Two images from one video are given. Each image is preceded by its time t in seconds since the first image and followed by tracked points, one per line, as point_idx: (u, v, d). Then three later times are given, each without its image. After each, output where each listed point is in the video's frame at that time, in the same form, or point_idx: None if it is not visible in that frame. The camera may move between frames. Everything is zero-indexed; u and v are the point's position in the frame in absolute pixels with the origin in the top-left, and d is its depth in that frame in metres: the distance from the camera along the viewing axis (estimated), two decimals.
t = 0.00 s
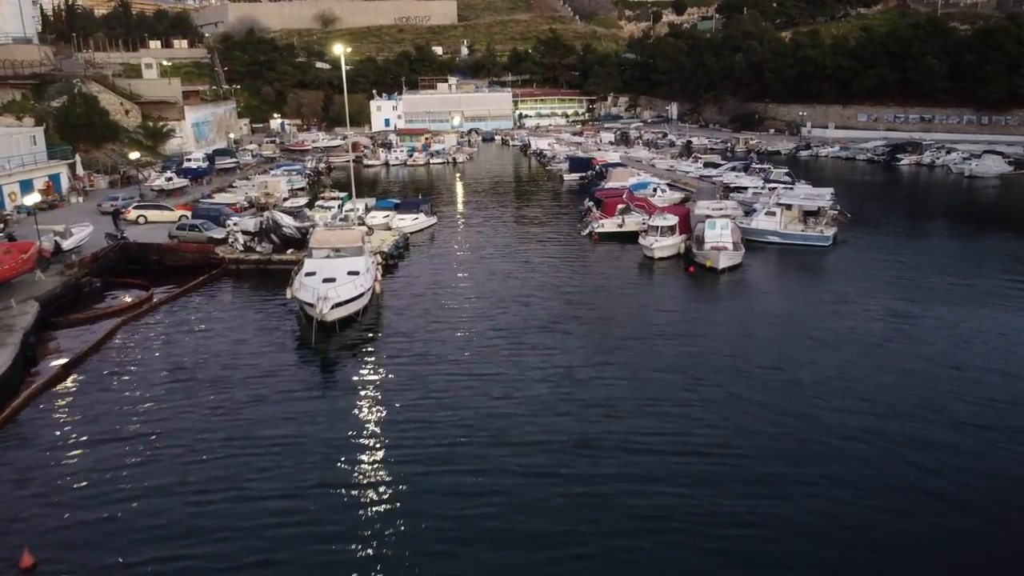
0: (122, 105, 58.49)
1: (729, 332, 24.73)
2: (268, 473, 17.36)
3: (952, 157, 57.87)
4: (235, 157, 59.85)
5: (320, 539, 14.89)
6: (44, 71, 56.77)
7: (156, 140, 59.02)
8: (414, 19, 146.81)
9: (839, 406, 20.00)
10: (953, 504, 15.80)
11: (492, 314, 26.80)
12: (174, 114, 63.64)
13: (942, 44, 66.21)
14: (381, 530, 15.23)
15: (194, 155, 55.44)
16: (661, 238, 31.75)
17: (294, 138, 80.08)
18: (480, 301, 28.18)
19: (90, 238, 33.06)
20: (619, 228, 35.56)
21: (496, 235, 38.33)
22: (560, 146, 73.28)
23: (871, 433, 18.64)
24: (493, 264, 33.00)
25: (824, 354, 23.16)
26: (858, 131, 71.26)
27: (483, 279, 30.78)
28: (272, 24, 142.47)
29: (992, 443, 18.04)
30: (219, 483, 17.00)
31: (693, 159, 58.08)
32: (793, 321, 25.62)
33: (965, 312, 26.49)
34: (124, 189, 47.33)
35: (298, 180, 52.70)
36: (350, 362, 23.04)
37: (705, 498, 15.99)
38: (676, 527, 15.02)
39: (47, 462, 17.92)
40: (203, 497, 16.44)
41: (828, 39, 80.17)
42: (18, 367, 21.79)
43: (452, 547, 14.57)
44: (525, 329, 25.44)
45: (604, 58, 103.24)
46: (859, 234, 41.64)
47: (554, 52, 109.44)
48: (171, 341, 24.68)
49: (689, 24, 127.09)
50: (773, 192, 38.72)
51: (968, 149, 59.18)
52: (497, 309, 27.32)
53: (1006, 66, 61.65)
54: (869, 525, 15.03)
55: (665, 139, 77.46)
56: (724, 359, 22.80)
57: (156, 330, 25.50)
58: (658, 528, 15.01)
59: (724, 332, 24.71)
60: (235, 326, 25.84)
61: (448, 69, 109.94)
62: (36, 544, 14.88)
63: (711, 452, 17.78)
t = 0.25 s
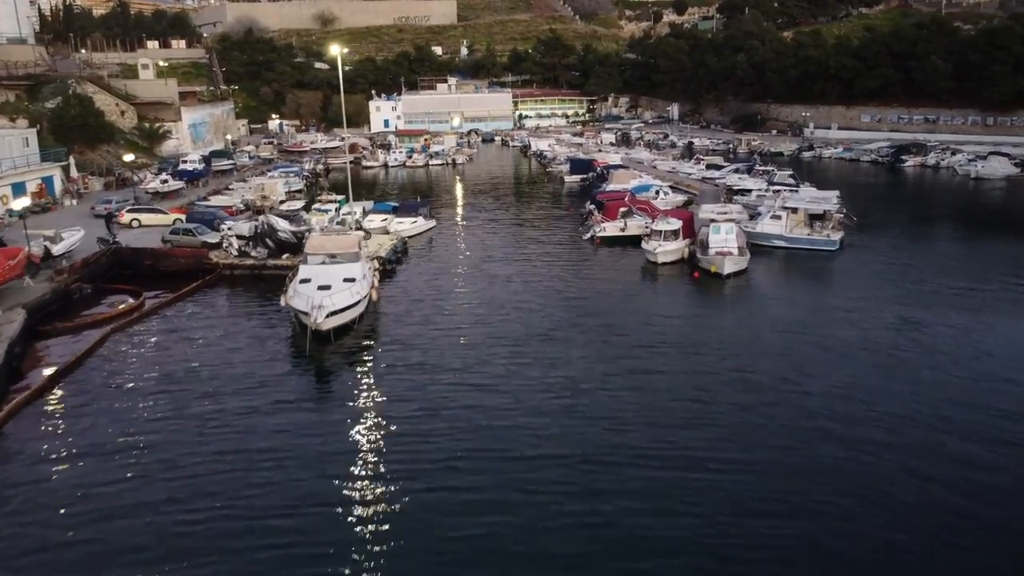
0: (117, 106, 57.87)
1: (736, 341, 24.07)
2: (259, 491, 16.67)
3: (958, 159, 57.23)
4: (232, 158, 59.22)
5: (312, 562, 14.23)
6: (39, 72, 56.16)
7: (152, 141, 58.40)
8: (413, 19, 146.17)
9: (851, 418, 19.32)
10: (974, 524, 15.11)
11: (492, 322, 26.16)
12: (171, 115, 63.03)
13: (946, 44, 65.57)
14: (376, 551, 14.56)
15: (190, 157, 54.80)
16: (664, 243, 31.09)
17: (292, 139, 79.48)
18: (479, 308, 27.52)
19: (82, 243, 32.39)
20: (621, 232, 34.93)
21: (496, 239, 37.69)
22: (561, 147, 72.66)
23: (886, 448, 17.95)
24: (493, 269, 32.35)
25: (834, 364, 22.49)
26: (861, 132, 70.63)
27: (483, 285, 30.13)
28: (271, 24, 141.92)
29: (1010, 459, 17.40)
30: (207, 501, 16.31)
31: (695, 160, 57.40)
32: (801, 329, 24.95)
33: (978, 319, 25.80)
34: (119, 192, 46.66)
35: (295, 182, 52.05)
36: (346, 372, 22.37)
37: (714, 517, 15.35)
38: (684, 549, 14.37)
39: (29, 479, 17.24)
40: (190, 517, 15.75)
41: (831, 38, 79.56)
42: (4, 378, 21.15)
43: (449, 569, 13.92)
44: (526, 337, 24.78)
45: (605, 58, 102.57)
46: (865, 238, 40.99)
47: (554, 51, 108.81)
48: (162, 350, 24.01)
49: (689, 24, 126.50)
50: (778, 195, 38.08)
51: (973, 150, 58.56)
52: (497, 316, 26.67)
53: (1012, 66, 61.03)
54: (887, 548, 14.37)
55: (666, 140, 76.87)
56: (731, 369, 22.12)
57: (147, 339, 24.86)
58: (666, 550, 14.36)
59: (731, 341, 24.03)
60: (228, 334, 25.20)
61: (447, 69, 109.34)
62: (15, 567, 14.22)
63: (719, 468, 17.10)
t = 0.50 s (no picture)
0: (114, 107, 57.24)
1: (745, 352, 23.33)
2: (250, 511, 15.91)
3: (963, 160, 56.55)
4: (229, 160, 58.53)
5: None
6: (33, 72, 55.49)
7: (148, 142, 57.75)
8: (413, 19, 145.57)
9: (867, 434, 18.59)
10: (1002, 548, 14.33)
11: (493, 330, 25.47)
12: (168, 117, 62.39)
13: (951, 44, 64.89)
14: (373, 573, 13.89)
15: (186, 159, 54.11)
16: (668, 248, 30.40)
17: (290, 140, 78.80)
18: (479, 316, 26.80)
19: (73, 248, 31.71)
20: (624, 236, 34.25)
21: (497, 243, 37.00)
22: (562, 148, 71.99)
23: (906, 466, 17.16)
24: (493, 274, 31.66)
25: (848, 376, 21.72)
26: (865, 134, 70.01)
27: (484, 292, 29.44)
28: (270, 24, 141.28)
29: None
30: (196, 521, 15.63)
31: (698, 162, 56.71)
32: (812, 339, 24.22)
33: (994, 328, 25.05)
34: (114, 195, 46.00)
35: (293, 184, 51.41)
36: (342, 384, 21.68)
37: (726, 537, 14.68)
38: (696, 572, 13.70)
39: (10, 499, 16.52)
40: (177, 539, 15.02)
41: (834, 39, 78.89)
42: None
43: None
44: (528, 347, 24.05)
45: (606, 59, 101.91)
46: (871, 242, 40.28)
47: (554, 52, 108.12)
48: (154, 360, 23.36)
49: (691, 24, 125.83)
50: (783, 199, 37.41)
51: (979, 152, 57.88)
52: (498, 324, 25.99)
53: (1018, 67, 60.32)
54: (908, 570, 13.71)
55: (668, 141, 76.23)
56: (741, 382, 21.39)
57: (139, 348, 24.20)
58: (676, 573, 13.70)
59: (740, 352, 23.32)
60: (222, 344, 24.54)
61: (447, 70, 108.68)
62: None
63: (732, 488, 16.34)
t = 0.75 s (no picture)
0: (109, 109, 56.57)
1: (753, 363, 22.65)
2: (240, 532, 15.22)
3: (969, 162, 55.86)
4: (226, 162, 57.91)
5: None
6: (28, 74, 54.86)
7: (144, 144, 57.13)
8: (412, 19, 144.99)
9: (883, 449, 17.89)
10: None
11: (493, 338, 24.77)
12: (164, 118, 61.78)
13: (956, 44, 64.22)
14: None
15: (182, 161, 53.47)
16: (672, 253, 29.72)
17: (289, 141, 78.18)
18: (479, 324, 26.14)
19: (63, 253, 31.02)
20: (627, 240, 33.57)
21: (497, 247, 36.30)
22: (562, 149, 71.35)
23: (925, 483, 16.45)
24: (494, 280, 30.97)
25: (860, 388, 21.03)
26: (869, 134, 69.42)
27: (484, 298, 28.76)
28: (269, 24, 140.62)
29: None
30: (183, 541, 14.97)
31: (701, 164, 56.02)
32: (822, 348, 23.51)
33: (1010, 336, 24.32)
34: (108, 197, 45.33)
35: (291, 186, 50.76)
36: (337, 396, 21.00)
37: (737, 558, 14.01)
38: None
39: None
40: (163, 562, 14.32)
41: (836, 39, 78.25)
42: None
43: None
44: (530, 356, 23.37)
45: (606, 59, 101.32)
46: (878, 245, 39.59)
47: (555, 52, 107.47)
48: (144, 371, 22.70)
49: (692, 24, 125.19)
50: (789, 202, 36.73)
51: (984, 154, 57.22)
52: (498, 332, 25.29)
53: None
54: None
55: (670, 142, 75.61)
56: (750, 394, 20.70)
57: (129, 357, 23.54)
58: None
59: (748, 363, 22.63)
60: (214, 353, 23.87)
61: (447, 70, 108.04)
62: None
63: (744, 506, 15.65)
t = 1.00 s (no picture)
0: (104, 109, 55.91)
1: (761, 373, 22.01)
2: (229, 552, 14.58)
3: (975, 164, 55.17)
4: (222, 163, 57.26)
5: None
6: (21, 74, 54.21)
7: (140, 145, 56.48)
8: (412, 19, 144.35)
9: (897, 464, 17.24)
10: None
11: (493, 347, 24.10)
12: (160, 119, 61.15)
13: (961, 44, 63.53)
14: None
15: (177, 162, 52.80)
16: (676, 258, 29.04)
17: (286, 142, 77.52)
18: (478, 331, 25.50)
19: (53, 257, 30.35)
20: (629, 245, 32.91)
21: (498, 251, 35.61)
22: (563, 150, 70.73)
23: (943, 502, 15.80)
24: (493, 285, 30.28)
25: (872, 400, 20.38)
26: (872, 135, 68.77)
27: (483, 304, 28.10)
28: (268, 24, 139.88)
29: None
30: (168, 561, 14.33)
31: (703, 165, 55.36)
32: (831, 359, 22.84)
33: None
34: (102, 199, 44.68)
35: (288, 189, 50.11)
36: (332, 406, 20.36)
37: None
38: None
39: None
40: None
41: (839, 39, 77.57)
42: None
43: None
44: (530, 366, 22.72)
45: (607, 59, 100.68)
46: (884, 250, 38.90)
47: (555, 52, 106.77)
48: (133, 381, 22.06)
49: (693, 24, 124.50)
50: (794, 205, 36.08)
51: (990, 155, 56.52)
52: (498, 340, 24.62)
53: None
54: None
55: (671, 143, 74.95)
56: (758, 406, 20.06)
57: (118, 367, 22.88)
58: None
59: (756, 374, 22.00)
60: (206, 362, 23.21)
61: (446, 70, 107.35)
62: None
63: (755, 525, 15.00)
